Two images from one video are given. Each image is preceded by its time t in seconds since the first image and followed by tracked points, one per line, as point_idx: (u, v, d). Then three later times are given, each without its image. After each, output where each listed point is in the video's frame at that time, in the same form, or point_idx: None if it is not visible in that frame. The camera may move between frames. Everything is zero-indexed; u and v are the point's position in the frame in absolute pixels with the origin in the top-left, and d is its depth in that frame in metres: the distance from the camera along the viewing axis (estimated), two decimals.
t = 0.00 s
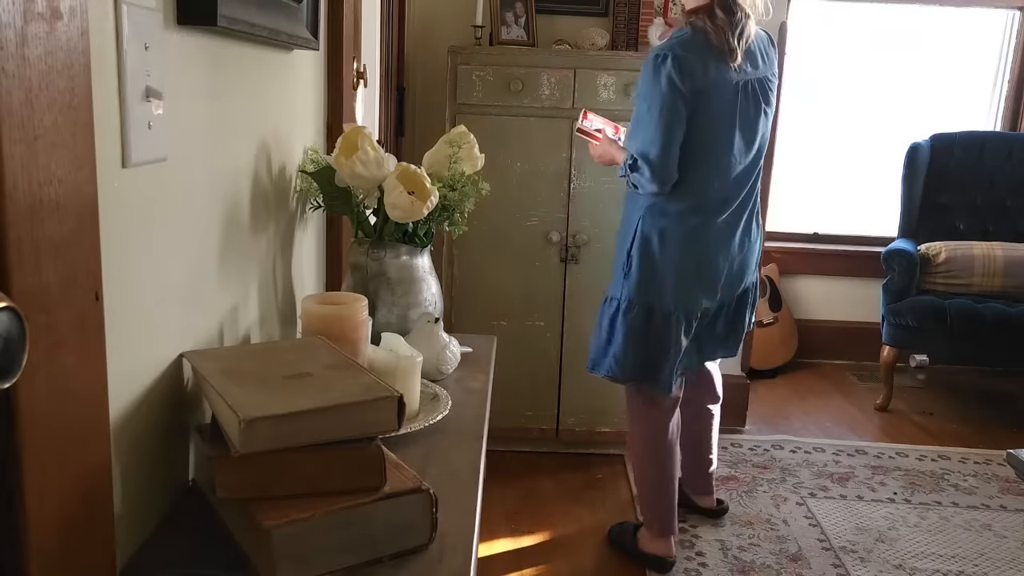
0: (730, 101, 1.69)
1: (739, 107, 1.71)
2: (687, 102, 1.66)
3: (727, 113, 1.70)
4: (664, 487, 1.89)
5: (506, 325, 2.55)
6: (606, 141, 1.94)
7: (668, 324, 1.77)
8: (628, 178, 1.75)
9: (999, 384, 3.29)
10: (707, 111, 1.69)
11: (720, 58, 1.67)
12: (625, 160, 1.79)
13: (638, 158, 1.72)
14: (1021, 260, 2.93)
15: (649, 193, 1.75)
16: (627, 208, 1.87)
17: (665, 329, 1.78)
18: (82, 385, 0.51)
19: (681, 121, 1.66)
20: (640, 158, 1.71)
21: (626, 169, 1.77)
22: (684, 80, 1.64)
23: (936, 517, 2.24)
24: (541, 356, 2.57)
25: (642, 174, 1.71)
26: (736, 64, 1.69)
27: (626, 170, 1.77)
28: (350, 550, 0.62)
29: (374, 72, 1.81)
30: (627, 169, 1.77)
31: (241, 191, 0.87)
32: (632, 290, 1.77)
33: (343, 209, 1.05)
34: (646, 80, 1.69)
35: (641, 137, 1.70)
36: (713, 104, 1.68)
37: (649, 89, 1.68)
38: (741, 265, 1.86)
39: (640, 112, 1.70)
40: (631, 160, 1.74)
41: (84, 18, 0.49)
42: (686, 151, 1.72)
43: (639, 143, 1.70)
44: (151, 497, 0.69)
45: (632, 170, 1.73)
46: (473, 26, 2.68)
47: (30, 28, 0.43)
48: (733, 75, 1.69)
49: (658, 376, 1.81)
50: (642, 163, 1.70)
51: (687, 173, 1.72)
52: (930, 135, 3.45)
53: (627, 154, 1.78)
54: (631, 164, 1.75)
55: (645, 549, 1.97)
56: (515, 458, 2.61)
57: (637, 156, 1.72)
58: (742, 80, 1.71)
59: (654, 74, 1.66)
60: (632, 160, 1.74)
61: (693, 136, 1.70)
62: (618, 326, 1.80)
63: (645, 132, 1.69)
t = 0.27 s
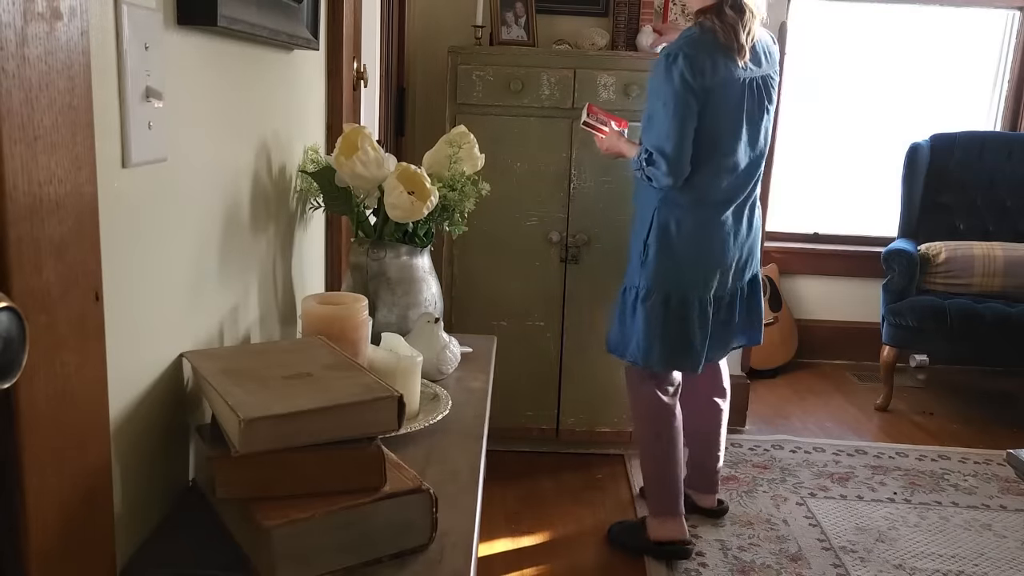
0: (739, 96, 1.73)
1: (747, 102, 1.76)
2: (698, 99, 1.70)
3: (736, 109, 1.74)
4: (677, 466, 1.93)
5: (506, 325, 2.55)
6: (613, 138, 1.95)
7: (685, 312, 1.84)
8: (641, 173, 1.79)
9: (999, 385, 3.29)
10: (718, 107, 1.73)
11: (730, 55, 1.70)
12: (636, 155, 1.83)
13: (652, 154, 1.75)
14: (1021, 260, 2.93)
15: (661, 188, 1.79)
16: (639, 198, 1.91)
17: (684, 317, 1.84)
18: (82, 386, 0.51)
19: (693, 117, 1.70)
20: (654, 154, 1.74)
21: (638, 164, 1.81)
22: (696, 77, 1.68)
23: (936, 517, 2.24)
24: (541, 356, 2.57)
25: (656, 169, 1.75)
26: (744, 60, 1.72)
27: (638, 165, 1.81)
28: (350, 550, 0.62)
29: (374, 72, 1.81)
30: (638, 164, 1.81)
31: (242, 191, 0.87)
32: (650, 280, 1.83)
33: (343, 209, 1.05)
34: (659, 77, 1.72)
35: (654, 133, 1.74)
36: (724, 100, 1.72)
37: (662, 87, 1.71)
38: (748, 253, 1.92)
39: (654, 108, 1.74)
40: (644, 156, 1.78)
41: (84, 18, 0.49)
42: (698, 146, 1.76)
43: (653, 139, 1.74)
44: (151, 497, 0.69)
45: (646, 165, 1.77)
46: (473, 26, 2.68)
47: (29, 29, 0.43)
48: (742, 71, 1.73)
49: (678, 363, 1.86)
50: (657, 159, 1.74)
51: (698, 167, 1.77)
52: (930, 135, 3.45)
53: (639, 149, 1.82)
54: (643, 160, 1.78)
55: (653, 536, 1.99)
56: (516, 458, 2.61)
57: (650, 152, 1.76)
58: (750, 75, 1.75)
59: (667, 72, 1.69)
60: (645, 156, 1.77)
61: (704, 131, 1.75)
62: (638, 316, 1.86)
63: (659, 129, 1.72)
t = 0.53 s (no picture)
0: (745, 96, 1.75)
1: (753, 103, 1.77)
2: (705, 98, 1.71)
3: (743, 109, 1.75)
4: (679, 459, 1.94)
5: (506, 325, 2.55)
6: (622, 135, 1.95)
7: (689, 307, 1.84)
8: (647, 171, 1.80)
9: (999, 385, 3.28)
10: (724, 107, 1.74)
11: (736, 56, 1.72)
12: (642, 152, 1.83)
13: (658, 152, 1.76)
14: (1021, 260, 2.93)
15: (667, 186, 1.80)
16: (646, 196, 1.92)
17: (687, 314, 1.85)
18: (82, 386, 0.51)
19: (699, 117, 1.71)
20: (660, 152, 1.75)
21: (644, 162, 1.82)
22: (703, 77, 1.69)
23: (936, 517, 2.24)
24: (541, 356, 2.56)
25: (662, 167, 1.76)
26: (750, 61, 1.74)
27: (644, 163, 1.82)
28: (350, 550, 0.62)
29: (375, 72, 1.80)
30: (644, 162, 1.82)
31: (241, 191, 0.87)
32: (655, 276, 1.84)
33: (343, 209, 1.05)
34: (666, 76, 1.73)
35: (661, 131, 1.75)
36: (730, 100, 1.73)
37: (670, 86, 1.72)
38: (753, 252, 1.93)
39: (661, 107, 1.75)
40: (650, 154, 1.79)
41: (84, 18, 0.49)
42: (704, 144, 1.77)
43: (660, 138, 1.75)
44: (151, 497, 0.69)
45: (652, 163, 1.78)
46: (473, 26, 2.68)
47: (29, 29, 0.43)
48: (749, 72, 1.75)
49: (680, 358, 1.88)
50: (664, 156, 1.74)
51: (705, 166, 1.78)
52: (930, 135, 3.45)
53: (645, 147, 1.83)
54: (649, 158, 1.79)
55: (655, 530, 1.98)
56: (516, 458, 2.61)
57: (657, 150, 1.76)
58: (756, 76, 1.76)
59: (675, 71, 1.70)
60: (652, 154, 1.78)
61: (710, 130, 1.76)
62: (642, 310, 1.86)
63: (666, 127, 1.73)
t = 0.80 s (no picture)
0: (755, 95, 1.76)
1: (762, 101, 1.78)
2: (715, 97, 1.72)
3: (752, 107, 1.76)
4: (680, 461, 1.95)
5: (506, 325, 2.55)
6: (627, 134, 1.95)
7: (703, 306, 1.84)
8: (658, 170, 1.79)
9: (999, 385, 3.28)
10: (735, 105, 1.74)
11: (745, 55, 1.73)
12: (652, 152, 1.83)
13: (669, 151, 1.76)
14: (1021, 260, 2.93)
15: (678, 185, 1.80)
16: (655, 197, 1.92)
17: (700, 313, 1.84)
18: (82, 387, 0.51)
19: (710, 115, 1.71)
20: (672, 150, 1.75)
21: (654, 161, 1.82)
22: (715, 75, 1.70)
23: (936, 517, 2.24)
24: (541, 356, 2.56)
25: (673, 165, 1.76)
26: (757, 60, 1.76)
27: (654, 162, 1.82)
28: (350, 550, 0.62)
29: (375, 72, 1.81)
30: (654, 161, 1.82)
31: (241, 191, 0.87)
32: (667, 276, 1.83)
33: (343, 209, 1.05)
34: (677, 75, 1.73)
35: (671, 131, 1.75)
36: (740, 98, 1.74)
37: (681, 84, 1.72)
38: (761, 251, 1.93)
39: (672, 105, 1.75)
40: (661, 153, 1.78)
41: (84, 18, 0.49)
42: (714, 144, 1.78)
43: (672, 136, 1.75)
44: (151, 497, 0.69)
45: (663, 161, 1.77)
46: (473, 26, 2.68)
47: (30, 29, 0.43)
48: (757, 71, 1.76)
49: (694, 357, 1.87)
50: (676, 155, 1.74)
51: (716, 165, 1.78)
52: (930, 135, 3.45)
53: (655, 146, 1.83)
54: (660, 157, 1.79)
55: (656, 526, 1.99)
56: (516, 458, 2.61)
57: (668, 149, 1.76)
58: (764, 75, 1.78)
59: (686, 70, 1.71)
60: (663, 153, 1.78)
61: (720, 129, 1.76)
62: (654, 310, 1.86)
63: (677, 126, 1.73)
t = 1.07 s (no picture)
0: (765, 90, 1.78)
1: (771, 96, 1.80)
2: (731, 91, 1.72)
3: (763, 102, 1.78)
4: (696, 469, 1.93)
5: (506, 325, 2.55)
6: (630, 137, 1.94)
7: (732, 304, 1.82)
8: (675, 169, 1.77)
9: (998, 385, 3.28)
10: (747, 100, 1.76)
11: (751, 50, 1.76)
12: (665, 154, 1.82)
13: (687, 149, 1.75)
14: (1021, 260, 2.93)
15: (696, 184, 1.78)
16: (666, 201, 1.90)
17: (732, 312, 1.82)
18: (81, 387, 0.51)
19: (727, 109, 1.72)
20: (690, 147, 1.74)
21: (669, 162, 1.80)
22: (729, 70, 1.71)
23: (936, 517, 2.24)
24: (541, 356, 2.56)
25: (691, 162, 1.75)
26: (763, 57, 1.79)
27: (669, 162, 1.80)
28: (350, 550, 0.62)
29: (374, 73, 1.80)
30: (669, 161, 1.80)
31: (241, 191, 0.87)
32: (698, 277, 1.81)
33: (343, 209, 1.05)
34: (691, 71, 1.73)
35: (687, 129, 1.74)
36: (752, 93, 1.76)
37: (696, 80, 1.72)
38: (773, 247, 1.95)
39: (687, 102, 1.74)
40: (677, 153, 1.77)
41: (84, 18, 0.49)
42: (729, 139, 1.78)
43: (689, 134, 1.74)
44: (151, 496, 0.69)
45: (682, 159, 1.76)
46: (473, 26, 2.68)
47: (30, 29, 0.43)
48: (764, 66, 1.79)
49: (728, 357, 1.84)
50: (695, 152, 1.73)
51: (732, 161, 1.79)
52: (930, 135, 3.45)
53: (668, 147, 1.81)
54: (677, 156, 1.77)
55: (677, 530, 1.98)
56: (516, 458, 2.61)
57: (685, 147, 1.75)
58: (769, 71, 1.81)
59: (700, 66, 1.71)
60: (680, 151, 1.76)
61: (734, 125, 1.77)
62: (686, 313, 1.82)
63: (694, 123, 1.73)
